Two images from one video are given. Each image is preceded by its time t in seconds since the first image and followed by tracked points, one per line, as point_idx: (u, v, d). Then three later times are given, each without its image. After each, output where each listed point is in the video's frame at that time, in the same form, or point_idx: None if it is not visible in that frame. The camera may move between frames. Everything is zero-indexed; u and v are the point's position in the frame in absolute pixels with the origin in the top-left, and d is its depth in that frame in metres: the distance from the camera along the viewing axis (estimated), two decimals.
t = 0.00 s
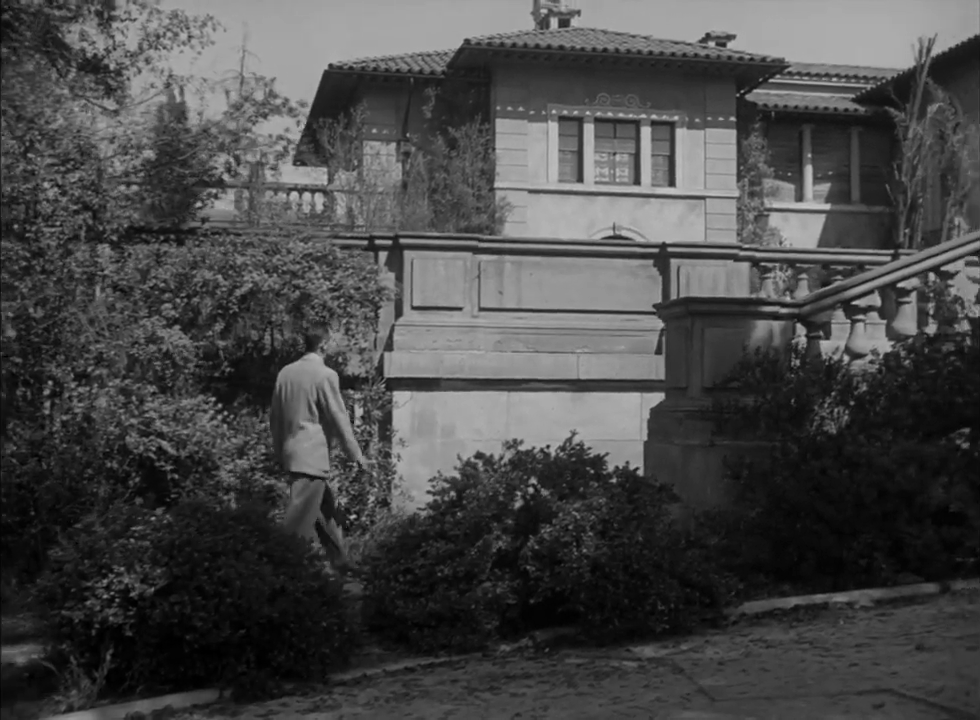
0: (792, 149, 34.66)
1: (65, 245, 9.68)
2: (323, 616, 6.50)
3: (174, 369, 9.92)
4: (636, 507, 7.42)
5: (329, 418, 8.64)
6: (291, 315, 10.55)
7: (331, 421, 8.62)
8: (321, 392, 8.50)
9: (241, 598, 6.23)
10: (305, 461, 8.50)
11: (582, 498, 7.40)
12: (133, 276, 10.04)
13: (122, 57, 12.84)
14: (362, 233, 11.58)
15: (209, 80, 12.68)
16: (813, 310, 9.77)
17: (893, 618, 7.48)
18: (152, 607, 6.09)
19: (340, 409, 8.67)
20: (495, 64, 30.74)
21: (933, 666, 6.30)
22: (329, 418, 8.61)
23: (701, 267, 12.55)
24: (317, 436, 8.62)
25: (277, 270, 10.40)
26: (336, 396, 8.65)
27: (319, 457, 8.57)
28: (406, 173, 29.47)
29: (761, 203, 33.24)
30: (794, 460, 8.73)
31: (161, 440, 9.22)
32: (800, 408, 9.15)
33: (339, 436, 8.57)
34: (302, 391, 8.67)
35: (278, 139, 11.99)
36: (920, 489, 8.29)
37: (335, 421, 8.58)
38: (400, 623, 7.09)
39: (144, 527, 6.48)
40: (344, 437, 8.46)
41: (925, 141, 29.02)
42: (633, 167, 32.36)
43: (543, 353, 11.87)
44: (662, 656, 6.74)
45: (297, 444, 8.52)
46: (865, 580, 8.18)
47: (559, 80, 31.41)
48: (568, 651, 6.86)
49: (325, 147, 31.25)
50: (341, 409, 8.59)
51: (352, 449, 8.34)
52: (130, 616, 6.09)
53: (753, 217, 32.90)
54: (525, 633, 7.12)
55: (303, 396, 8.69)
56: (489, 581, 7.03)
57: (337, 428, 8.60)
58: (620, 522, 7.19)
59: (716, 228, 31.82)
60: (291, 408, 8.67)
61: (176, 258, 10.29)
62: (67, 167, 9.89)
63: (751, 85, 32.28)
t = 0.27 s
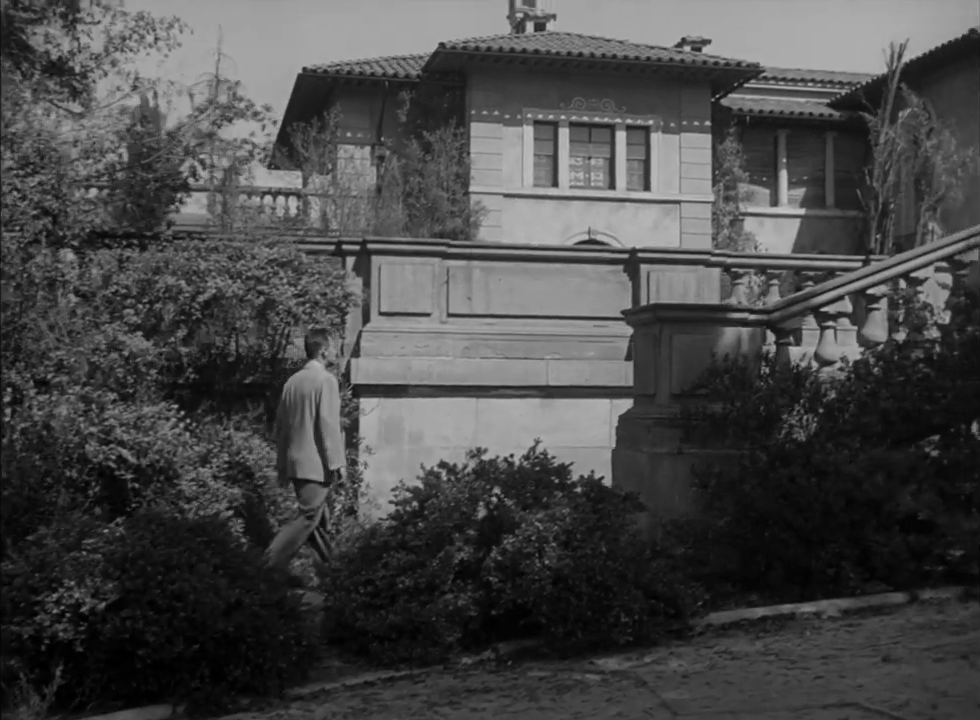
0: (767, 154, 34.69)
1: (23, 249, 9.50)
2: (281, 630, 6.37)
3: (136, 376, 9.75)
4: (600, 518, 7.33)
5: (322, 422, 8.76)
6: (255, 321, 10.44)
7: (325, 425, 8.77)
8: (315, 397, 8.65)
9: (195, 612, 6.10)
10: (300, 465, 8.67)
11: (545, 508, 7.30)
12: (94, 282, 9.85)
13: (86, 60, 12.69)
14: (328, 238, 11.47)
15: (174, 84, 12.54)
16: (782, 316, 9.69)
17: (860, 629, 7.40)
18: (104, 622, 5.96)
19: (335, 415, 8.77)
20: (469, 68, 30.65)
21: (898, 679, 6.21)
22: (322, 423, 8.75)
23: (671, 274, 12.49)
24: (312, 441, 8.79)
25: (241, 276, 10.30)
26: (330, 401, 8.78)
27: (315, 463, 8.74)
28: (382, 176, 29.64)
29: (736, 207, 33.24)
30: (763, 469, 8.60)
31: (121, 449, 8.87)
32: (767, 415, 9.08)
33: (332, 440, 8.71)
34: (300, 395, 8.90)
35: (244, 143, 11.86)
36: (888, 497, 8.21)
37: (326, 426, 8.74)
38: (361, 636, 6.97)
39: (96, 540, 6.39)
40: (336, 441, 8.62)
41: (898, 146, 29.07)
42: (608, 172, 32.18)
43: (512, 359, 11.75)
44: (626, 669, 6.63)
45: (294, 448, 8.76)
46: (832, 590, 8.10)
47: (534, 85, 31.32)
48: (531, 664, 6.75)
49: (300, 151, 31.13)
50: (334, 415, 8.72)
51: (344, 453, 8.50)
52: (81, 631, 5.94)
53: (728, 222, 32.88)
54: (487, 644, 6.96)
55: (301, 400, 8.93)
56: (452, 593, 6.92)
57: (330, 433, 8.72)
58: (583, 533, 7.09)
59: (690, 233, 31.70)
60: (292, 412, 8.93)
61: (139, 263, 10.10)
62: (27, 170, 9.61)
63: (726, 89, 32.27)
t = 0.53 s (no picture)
0: (745, 157, 34.67)
1: None
2: (242, 642, 6.25)
3: (102, 381, 9.61)
4: (568, 527, 7.23)
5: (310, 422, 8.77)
6: (223, 326, 10.30)
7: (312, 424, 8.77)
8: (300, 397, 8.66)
9: (153, 626, 5.99)
10: (290, 465, 8.73)
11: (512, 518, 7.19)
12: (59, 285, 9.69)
13: (54, 61, 12.53)
14: (298, 244, 11.42)
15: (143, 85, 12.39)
16: (755, 322, 9.61)
17: (831, 638, 7.32)
18: (59, 636, 5.82)
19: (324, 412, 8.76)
20: (447, 70, 30.55)
21: (867, 691, 6.14)
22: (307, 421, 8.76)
23: (645, 278, 12.42)
24: (301, 441, 8.80)
25: (208, 280, 10.20)
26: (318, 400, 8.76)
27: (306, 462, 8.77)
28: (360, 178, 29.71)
29: (714, 210, 33.22)
30: (734, 476, 8.48)
31: (85, 456, 8.65)
32: (741, 423, 8.92)
33: (320, 439, 8.70)
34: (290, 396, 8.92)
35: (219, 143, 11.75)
36: (859, 505, 8.13)
37: (314, 426, 8.74)
38: (325, 647, 6.85)
39: (53, 551, 6.22)
40: (323, 440, 8.63)
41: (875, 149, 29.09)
42: (586, 174, 32.07)
43: (483, 365, 11.67)
44: (594, 681, 6.54)
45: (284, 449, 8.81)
46: (803, 599, 8.02)
47: (511, 87, 31.20)
48: (497, 677, 6.64)
49: (276, 153, 30.99)
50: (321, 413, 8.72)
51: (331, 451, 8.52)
52: (36, 645, 5.80)
53: (705, 225, 32.86)
54: (453, 656, 6.84)
55: (295, 400, 8.95)
56: (417, 604, 6.81)
57: (317, 432, 8.72)
58: (550, 543, 6.99)
59: (668, 235, 31.70)
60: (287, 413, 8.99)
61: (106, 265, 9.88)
62: None
63: (703, 92, 32.24)
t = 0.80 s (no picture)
0: (725, 159, 34.67)
1: None
2: (204, 656, 6.11)
3: (70, 388, 9.47)
4: (538, 537, 7.12)
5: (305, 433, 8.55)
6: (193, 331, 10.10)
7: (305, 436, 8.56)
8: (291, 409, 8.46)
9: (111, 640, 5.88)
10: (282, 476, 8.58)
11: (481, 527, 7.08)
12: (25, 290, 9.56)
13: (25, 61, 12.39)
14: (271, 246, 11.28)
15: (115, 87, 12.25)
16: (729, 328, 9.48)
17: (803, 650, 7.24)
18: (14, 651, 5.82)
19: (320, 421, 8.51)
20: (427, 70, 30.44)
21: (838, 706, 6.04)
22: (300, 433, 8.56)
23: (620, 282, 12.33)
24: (296, 451, 8.61)
25: (177, 284, 10.00)
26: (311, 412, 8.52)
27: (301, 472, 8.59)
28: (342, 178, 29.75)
29: (694, 212, 33.20)
30: (708, 484, 8.39)
31: (50, 464, 8.55)
32: (715, 429, 8.81)
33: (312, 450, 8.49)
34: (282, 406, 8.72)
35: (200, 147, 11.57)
36: (834, 514, 8.04)
37: (308, 436, 8.53)
38: (291, 660, 6.74)
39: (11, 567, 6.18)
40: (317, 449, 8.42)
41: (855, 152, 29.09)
42: (566, 175, 32.11)
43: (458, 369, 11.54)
44: (562, 694, 6.42)
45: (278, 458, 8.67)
46: (776, 608, 7.94)
47: (492, 88, 31.11)
48: (464, 690, 6.52)
49: (255, 153, 30.85)
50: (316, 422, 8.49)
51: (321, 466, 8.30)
52: None
53: (686, 227, 32.82)
54: (421, 668, 6.72)
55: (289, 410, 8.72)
56: (384, 615, 6.69)
57: (310, 443, 8.51)
58: (519, 553, 6.87)
59: (648, 237, 31.62)
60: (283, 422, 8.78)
61: (72, 269, 9.81)
62: None
63: (684, 93, 32.20)
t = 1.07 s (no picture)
0: (702, 163, 34.58)
1: None
2: (158, 676, 5.99)
3: (29, 399, 9.25)
4: (503, 552, 7.01)
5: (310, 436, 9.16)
6: (156, 339, 10.00)
7: (313, 441, 9.10)
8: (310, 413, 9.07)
9: (62, 660, 5.74)
10: (286, 475, 9.11)
11: (444, 543, 6.95)
12: None
13: None
14: (238, 252, 11.15)
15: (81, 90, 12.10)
16: (698, 338, 9.38)
17: (771, 666, 7.14)
18: None
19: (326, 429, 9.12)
20: (403, 74, 30.34)
21: None
22: (309, 438, 9.07)
23: (591, 289, 12.15)
24: (301, 455, 9.17)
25: (140, 292, 9.89)
26: (319, 418, 9.12)
27: (303, 475, 9.14)
28: (314, 181, 30.29)
29: (671, 216, 33.17)
30: (677, 497, 8.28)
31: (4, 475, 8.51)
32: (683, 440, 8.66)
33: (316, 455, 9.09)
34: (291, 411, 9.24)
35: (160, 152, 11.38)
36: (803, 528, 7.95)
37: (316, 440, 9.09)
38: (250, 678, 6.61)
39: None
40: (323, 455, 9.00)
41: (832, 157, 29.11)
42: (543, 180, 31.93)
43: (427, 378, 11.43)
44: (525, 714, 6.32)
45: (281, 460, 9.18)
46: (745, 623, 7.84)
47: (469, 92, 31.01)
48: (426, 709, 6.41)
49: (230, 156, 30.68)
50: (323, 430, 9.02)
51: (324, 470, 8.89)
52: None
53: (663, 231, 32.79)
54: (382, 687, 6.60)
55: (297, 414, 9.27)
56: (344, 632, 6.58)
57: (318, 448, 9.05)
58: (482, 570, 6.73)
59: (625, 242, 31.60)
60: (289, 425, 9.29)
61: (34, 277, 9.66)
62: None
63: (661, 98, 32.18)
